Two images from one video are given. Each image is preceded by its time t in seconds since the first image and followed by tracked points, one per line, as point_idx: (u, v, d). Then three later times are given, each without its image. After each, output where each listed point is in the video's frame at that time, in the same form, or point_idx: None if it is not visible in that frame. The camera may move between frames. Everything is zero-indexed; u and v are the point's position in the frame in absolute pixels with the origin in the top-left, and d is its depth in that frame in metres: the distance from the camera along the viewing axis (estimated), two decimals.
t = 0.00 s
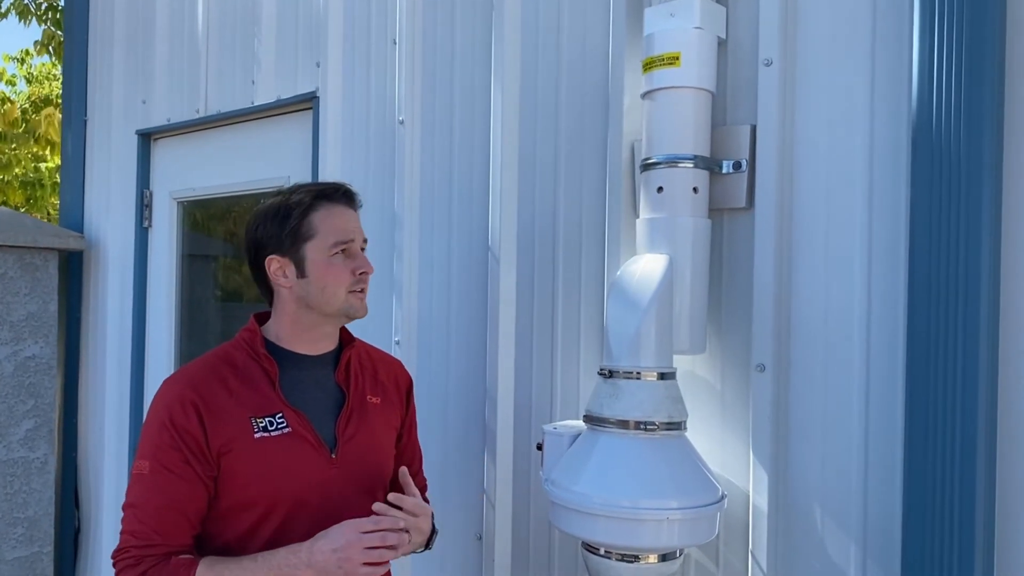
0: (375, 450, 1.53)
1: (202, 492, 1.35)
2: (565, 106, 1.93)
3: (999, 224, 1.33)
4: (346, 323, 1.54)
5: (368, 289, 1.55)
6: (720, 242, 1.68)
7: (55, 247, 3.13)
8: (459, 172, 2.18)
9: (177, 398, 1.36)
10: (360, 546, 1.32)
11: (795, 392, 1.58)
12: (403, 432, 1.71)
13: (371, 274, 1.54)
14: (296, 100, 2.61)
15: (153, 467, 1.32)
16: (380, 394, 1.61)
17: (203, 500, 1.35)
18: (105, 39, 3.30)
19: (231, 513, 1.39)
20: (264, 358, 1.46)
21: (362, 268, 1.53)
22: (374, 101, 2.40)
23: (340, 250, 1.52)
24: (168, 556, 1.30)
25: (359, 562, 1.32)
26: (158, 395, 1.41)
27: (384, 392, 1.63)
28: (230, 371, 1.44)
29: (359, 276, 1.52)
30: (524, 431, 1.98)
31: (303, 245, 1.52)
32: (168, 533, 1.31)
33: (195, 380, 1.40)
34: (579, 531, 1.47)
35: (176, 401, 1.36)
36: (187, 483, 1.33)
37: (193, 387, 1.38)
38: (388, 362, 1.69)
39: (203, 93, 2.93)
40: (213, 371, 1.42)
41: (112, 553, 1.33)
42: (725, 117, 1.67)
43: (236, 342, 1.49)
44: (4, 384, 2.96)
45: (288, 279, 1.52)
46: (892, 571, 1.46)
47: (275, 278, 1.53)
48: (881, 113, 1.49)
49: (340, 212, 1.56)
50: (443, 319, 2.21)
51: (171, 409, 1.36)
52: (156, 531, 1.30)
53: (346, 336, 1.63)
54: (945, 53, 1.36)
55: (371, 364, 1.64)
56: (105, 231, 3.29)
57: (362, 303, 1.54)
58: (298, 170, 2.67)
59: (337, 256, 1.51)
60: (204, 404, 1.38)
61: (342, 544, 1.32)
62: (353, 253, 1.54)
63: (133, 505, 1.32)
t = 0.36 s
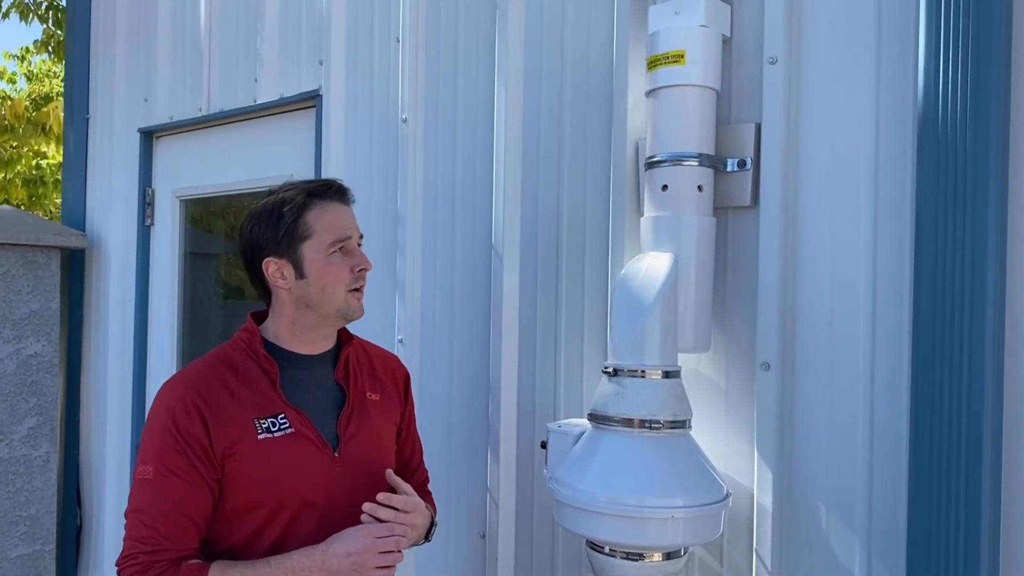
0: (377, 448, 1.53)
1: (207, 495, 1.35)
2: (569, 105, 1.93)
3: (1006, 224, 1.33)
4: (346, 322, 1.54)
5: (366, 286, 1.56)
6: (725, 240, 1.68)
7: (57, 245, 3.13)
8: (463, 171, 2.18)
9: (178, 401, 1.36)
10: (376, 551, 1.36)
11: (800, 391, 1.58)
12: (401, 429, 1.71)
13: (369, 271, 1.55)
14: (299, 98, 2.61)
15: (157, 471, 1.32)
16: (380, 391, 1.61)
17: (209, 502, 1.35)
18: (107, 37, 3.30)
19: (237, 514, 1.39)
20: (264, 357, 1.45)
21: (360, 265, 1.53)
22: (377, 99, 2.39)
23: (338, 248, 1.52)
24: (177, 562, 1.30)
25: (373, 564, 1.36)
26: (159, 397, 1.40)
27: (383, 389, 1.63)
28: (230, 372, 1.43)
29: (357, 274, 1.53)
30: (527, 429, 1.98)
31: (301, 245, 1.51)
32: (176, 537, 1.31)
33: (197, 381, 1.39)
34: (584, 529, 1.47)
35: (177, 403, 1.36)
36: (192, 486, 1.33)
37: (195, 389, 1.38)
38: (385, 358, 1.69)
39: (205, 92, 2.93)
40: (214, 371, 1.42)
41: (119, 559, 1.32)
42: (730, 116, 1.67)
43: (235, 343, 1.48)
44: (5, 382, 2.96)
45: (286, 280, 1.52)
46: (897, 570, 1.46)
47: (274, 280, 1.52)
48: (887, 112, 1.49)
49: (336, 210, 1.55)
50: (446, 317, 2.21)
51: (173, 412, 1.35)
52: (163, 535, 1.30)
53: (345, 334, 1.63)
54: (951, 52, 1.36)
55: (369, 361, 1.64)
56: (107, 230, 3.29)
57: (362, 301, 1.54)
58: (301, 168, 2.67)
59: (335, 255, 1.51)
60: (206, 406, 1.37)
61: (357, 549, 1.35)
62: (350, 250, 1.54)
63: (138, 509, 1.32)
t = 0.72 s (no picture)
0: (367, 438, 1.58)
1: (202, 498, 1.38)
2: (572, 103, 1.93)
3: (1010, 223, 1.33)
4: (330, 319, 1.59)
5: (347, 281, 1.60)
6: (729, 239, 1.68)
7: (60, 244, 3.13)
8: (466, 170, 2.18)
9: (170, 407, 1.40)
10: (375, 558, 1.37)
11: (804, 390, 1.58)
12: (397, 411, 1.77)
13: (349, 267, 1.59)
14: (302, 96, 2.61)
15: (150, 478, 1.36)
16: (369, 380, 1.65)
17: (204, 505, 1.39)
18: (110, 35, 3.30)
19: (234, 514, 1.43)
20: (252, 357, 1.49)
21: (340, 263, 1.57)
22: (381, 98, 2.39)
23: (318, 248, 1.55)
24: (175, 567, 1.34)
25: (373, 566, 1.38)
26: (149, 404, 1.44)
27: (372, 380, 1.66)
28: (220, 375, 1.47)
29: (338, 272, 1.57)
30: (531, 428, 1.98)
31: (280, 248, 1.54)
32: (172, 544, 1.35)
33: (186, 387, 1.43)
34: (588, 528, 1.47)
35: (168, 410, 1.39)
36: (187, 490, 1.36)
37: (185, 395, 1.42)
38: (372, 346, 1.74)
39: (208, 90, 2.93)
40: (203, 376, 1.46)
41: (115, 567, 1.36)
42: (734, 115, 1.67)
43: (221, 345, 1.52)
44: (7, 381, 2.96)
45: (268, 283, 1.55)
46: (900, 568, 1.46)
47: (256, 283, 1.55)
48: (892, 110, 1.49)
49: (311, 209, 1.58)
50: (449, 316, 2.21)
51: (164, 419, 1.39)
52: (159, 542, 1.34)
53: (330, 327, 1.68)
54: (956, 51, 1.36)
55: (356, 351, 1.68)
56: (110, 228, 3.29)
57: (345, 297, 1.59)
58: (304, 167, 2.67)
59: (315, 256, 1.55)
60: (197, 411, 1.41)
61: (357, 556, 1.37)
62: (329, 248, 1.58)
63: (132, 518, 1.35)
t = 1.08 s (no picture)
0: (357, 432, 1.59)
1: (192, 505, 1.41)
2: (573, 103, 1.93)
3: (1010, 224, 1.34)
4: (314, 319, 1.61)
5: (329, 282, 1.61)
6: (729, 239, 1.68)
7: (61, 243, 3.14)
8: (467, 169, 2.18)
9: (156, 416, 1.42)
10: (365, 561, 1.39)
11: (805, 390, 1.58)
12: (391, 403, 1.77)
13: (330, 268, 1.60)
14: (303, 96, 2.61)
15: (139, 487, 1.38)
16: (357, 373, 1.65)
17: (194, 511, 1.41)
18: (111, 34, 3.30)
19: (226, 518, 1.46)
20: (236, 360, 1.52)
21: (320, 264, 1.59)
22: (382, 97, 2.40)
23: (296, 251, 1.58)
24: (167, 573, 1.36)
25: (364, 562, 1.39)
26: (137, 413, 1.46)
27: (361, 372, 1.67)
28: (205, 380, 1.49)
29: (318, 273, 1.58)
30: (532, 427, 1.99)
31: (258, 252, 1.56)
32: (163, 551, 1.37)
33: (172, 395, 1.45)
34: (590, 526, 1.47)
35: (154, 419, 1.41)
36: (175, 498, 1.39)
37: (171, 403, 1.44)
38: (360, 339, 1.74)
39: (209, 89, 2.93)
40: (189, 382, 1.48)
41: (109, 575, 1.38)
42: (734, 115, 1.68)
43: (207, 350, 1.54)
44: (8, 380, 2.97)
45: (247, 287, 1.58)
46: (900, 567, 1.47)
47: (236, 286, 1.59)
48: (892, 112, 1.50)
49: (289, 212, 1.60)
50: (450, 315, 2.22)
51: (150, 428, 1.41)
52: (151, 549, 1.36)
53: (314, 322, 1.70)
54: (956, 53, 1.36)
55: (342, 346, 1.68)
56: (112, 227, 3.29)
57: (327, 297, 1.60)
58: (305, 166, 2.67)
59: (293, 258, 1.57)
60: (184, 419, 1.43)
61: (345, 559, 1.38)
62: (309, 250, 1.59)
63: (122, 527, 1.38)
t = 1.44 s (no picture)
0: (362, 436, 1.52)
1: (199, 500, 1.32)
2: (575, 103, 1.94)
3: (1010, 225, 1.34)
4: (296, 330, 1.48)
5: (314, 293, 1.47)
6: (730, 239, 1.69)
7: (63, 243, 3.14)
8: (468, 170, 2.19)
9: (158, 410, 1.33)
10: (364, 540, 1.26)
11: (806, 391, 1.59)
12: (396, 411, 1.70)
13: (314, 279, 1.46)
14: (305, 96, 2.62)
15: (145, 481, 1.29)
16: (363, 377, 1.59)
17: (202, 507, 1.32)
18: (112, 35, 3.31)
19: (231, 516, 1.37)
20: (238, 360, 1.44)
21: (304, 274, 1.45)
22: (384, 97, 2.40)
23: (279, 257, 1.45)
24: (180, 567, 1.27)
25: (360, 521, 1.25)
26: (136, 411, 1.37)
27: (366, 373, 1.61)
28: (206, 376, 1.41)
29: (300, 283, 1.45)
30: (533, 427, 1.99)
31: (241, 253, 1.46)
32: (174, 545, 1.28)
33: (172, 391, 1.36)
34: (591, 526, 1.48)
35: (156, 413, 1.33)
36: (183, 492, 1.30)
37: (172, 397, 1.35)
38: (367, 343, 1.67)
39: (211, 89, 2.94)
40: (190, 379, 1.40)
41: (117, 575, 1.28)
42: (736, 115, 1.68)
43: (209, 348, 1.46)
44: (10, 379, 2.97)
45: (233, 286, 1.49)
46: (901, 565, 1.48)
47: (224, 283, 1.51)
48: (893, 113, 1.50)
49: (279, 215, 1.47)
50: (452, 315, 2.22)
51: (154, 423, 1.32)
52: (161, 544, 1.27)
53: (319, 325, 1.61)
54: (956, 54, 1.37)
55: (348, 349, 1.62)
56: (113, 227, 3.30)
57: (308, 309, 1.46)
58: (307, 166, 2.68)
59: (274, 264, 1.44)
60: (186, 414, 1.34)
61: (342, 517, 1.26)
62: (295, 257, 1.46)
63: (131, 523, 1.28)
